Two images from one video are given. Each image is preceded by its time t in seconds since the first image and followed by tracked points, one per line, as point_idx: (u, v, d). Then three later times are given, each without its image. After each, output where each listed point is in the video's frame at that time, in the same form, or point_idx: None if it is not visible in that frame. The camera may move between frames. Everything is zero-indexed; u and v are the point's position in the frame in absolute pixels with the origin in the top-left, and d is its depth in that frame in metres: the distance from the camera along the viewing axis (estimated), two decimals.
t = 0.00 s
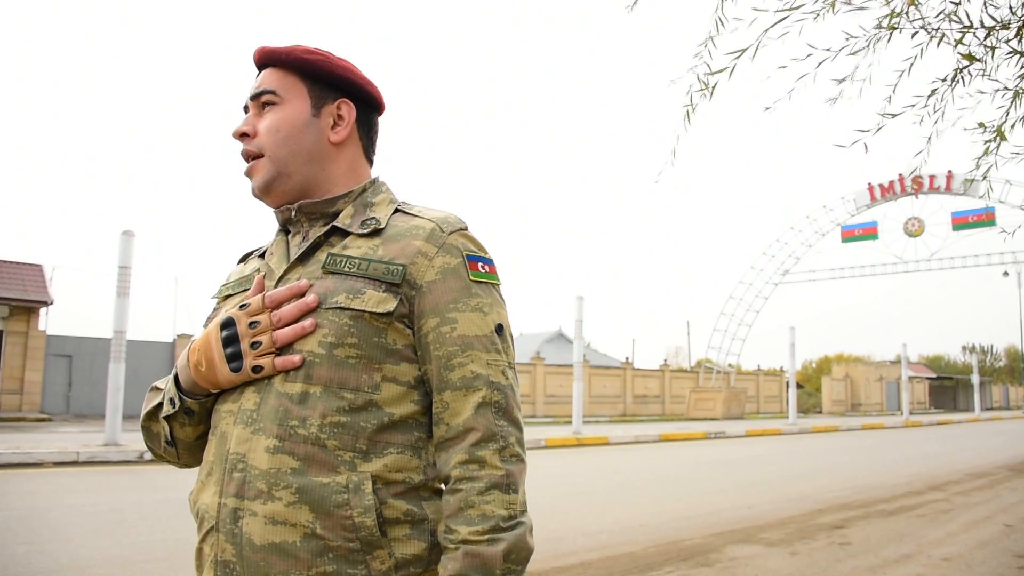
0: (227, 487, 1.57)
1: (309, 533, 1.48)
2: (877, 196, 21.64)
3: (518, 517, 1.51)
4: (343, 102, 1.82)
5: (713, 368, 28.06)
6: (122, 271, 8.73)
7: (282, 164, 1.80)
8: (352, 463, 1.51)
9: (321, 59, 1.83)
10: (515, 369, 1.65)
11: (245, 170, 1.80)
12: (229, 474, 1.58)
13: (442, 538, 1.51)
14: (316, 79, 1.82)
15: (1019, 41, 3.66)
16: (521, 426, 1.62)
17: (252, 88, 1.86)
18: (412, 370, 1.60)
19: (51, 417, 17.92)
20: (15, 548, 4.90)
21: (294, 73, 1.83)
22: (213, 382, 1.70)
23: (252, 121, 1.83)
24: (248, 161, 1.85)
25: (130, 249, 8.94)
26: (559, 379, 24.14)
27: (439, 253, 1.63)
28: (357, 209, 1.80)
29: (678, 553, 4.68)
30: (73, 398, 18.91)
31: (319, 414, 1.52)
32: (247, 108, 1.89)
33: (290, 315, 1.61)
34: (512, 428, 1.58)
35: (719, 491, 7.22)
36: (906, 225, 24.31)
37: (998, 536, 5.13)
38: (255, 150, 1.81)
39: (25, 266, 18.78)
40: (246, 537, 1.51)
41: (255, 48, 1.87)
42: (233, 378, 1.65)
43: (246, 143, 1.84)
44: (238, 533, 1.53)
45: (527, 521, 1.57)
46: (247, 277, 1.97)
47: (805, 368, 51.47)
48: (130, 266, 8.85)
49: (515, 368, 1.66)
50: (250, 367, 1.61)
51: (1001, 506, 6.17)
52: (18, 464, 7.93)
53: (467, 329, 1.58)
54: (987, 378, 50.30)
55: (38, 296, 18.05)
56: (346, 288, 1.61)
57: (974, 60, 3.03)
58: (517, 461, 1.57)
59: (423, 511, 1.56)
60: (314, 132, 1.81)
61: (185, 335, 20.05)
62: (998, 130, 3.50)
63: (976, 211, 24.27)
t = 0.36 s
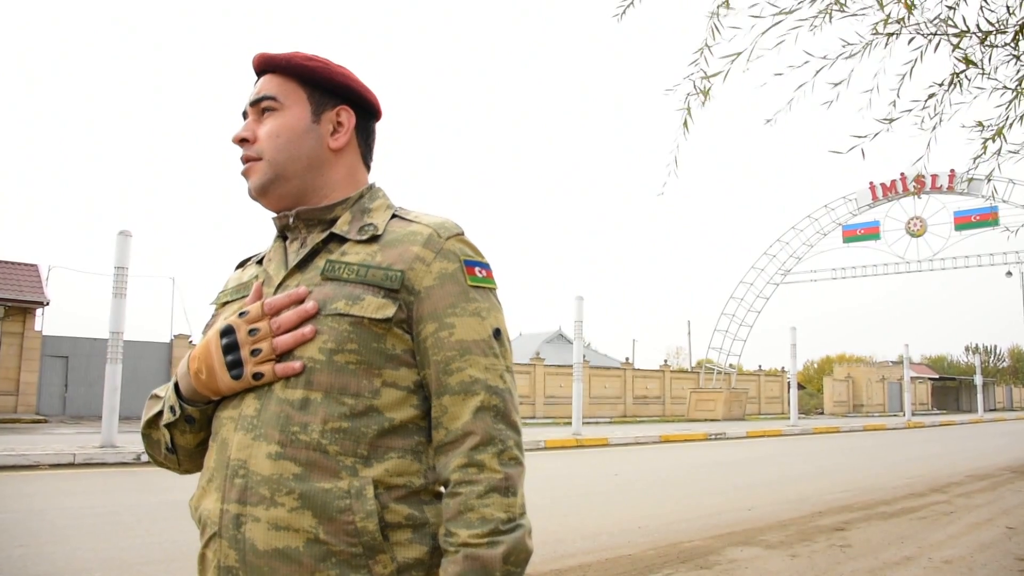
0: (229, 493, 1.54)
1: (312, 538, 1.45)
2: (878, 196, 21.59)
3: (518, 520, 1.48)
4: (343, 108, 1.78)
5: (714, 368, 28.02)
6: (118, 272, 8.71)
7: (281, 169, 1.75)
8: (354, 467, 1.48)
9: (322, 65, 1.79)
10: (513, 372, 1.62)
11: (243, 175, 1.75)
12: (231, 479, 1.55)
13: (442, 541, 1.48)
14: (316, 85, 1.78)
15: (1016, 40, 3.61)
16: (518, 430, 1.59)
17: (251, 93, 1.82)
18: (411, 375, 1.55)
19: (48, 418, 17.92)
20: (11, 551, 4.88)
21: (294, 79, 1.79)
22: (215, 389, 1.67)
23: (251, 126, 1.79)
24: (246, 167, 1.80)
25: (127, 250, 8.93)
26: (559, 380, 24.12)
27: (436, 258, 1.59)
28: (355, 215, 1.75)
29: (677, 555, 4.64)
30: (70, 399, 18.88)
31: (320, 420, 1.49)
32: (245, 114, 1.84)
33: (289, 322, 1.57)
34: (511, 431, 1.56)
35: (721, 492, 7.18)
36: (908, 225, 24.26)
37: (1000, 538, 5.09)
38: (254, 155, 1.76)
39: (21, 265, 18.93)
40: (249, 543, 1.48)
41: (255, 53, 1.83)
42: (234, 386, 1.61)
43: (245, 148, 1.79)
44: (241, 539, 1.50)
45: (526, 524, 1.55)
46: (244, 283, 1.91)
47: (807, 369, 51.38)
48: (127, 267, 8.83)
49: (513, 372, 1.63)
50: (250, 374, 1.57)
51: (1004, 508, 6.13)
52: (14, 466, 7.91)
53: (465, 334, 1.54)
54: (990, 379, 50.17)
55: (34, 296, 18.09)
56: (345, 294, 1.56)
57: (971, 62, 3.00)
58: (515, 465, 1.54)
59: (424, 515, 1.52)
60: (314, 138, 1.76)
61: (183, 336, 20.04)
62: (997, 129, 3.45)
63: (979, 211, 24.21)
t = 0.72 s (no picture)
0: (227, 495, 1.53)
1: (310, 540, 1.44)
2: (880, 195, 21.53)
3: (518, 522, 1.46)
4: (342, 112, 1.76)
5: (714, 369, 27.98)
6: (116, 272, 8.69)
7: (281, 174, 1.73)
8: (352, 470, 1.45)
9: (320, 69, 1.77)
10: (513, 374, 1.59)
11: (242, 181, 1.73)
12: (229, 482, 1.53)
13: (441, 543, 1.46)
14: (315, 90, 1.76)
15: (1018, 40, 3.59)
16: (518, 432, 1.56)
17: (249, 99, 1.79)
18: (410, 379, 1.52)
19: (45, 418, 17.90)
20: (7, 553, 4.86)
21: (292, 84, 1.76)
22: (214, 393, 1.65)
23: (250, 132, 1.76)
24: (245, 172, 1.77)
25: (124, 250, 8.91)
26: (559, 380, 24.08)
27: (436, 262, 1.56)
28: (354, 219, 1.72)
29: (677, 557, 4.62)
30: (67, 399, 18.85)
31: (319, 423, 1.46)
32: (242, 119, 1.81)
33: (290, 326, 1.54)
34: (511, 434, 1.53)
35: (722, 494, 7.15)
36: (910, 225, 24.21)
37: (1002, 540, 5.06)
38: (253, 160, 1.73)
39: (17, 264, 18.96)
40: (246, 545, 1.47)
41: (253, 58, 1.81)
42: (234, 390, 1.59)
43: (244, 153, 1.76)
44: (239, 541, 1.48)
45: (526, 526, 1.53)
46: (242, 285, 1.88)
47: (808, 369, 51.29)
48: (124, 267, 8.82)
49: (513, 375, 1.59)
50: (251, 379, 1.55)
51: (1006, 510, 6.10)
52: (12, 467, 7.89)
53: (465, 337, 1.52)
54: (991, 379, 50.05)
55: (31, 296, 18.07)
56: (345, 299, 1.54)
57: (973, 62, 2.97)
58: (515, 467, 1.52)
59: (423, 517, 1.50)
60: (313, 142, 1.74)
61: (181, 337, 20.02)
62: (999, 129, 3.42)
63: (982, 210, 24.14)
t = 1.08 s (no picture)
0: (223, 489, 1.53)
1: (305, 534, 1.44)
2: (879, 195, 21.53)
3: (514, 515, 1.46)
4: (339, 115, 1.75)
5: (714, 369, 27.99)
6: (117, 272, 8.69)
7: (279, 177, 1.72)
8: (347, 464, 1.45)
9: (317, 72, 1.76)
10: (509, 369, 1.58)
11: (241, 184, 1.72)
12: (224, 476, 1.54)
13: (437, 536, 1.46)
14: (312, 93, 1.75)
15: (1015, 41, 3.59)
16: (515, 425, 1.55)
17: (246, 102, 1.79)
18: (406, 374, 1.52)
19: (46, 418, 17.90)
20: (9, 551, 4.86)
21: (289, 87, 1.75)
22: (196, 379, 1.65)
23: (248, 135, 1.76)
24: (243, 176, 1.77)
25: (125, 250, 8.92)
26: (559, 380, 24.09)
27: (432, 258, 1.55)
28: (351, 216, 1.72)
29: (676, 556, 4.63)
30: (69, 399, 18.85)
31: (315, 417, 1.47)
32: (241, 123, 1.81)
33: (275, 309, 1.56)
34: (507, 427, 1.52)
35: (721, 493, 7.15)
36: (909, 225, 24.22)
37: (1001, 539, 5.07)
38: (251, 163, 1.73)
39: (19, 264, 18.96)
40: (242, 539, 1.48)
41: (251, 61, 1.80)
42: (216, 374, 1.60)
43: (242, 157, 1.76)
44: (234, 535, 1.49)
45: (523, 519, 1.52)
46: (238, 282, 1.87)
47: (807, 369, 51.34)
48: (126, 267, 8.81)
49: (509, 369, 1.59)
50: (233, 362, 1.56)
51: (1005, 509, 6.11)
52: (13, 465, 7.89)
53: (461, 331, 1.51)
54: (990, 379, 50.07)
55: (33, 296, 18.08)
56: (341, 294, 1.54)
57: (971, 61, 2.97)
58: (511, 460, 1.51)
59: (418, 512, 1.50)
60: (310, 146, 1.73)
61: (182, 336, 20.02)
62: (997, 129, 3.41)
63: (980, 210, 24.16)
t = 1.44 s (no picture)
0: (218, 485, 1.54)
1: (299, 529, 1.44)
2: (879, 195, 21.55)
3: (505, 510, 1.45)
4: (330, 111, 1.75)
5: (714, 368, 28.01)
6: (119, 271, 8.70)
7: (271, 174, 1.73)
8: (342, 460, 1.46)
9: (307, 69, 1.76)
10: (503, 365, 1.57)
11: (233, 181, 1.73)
12: (220, 472, 1.54)
13: (430, 531, 1.46)
14: (303, 90, 1.75)
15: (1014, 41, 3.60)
16: (509, 422, 1.55)
17: (239, 101, 1.80)
18: (401, 370, 1.52)
19: (47, 417, 17.91)
20: (13, 549, 4.87)
21: (280, 84, 1.75)
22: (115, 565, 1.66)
23: (241, 133, 1.77)
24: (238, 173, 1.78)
25: (127, 249, 8.93)
26: (559, 379, 24.11)
27: (425, 254, 1.55)
28: (346, 213, 1.72)
29: (676, 554, 4.64)
30: (71, 397, 18.86)
31: (309, 413, 1.47)
32: (234, 121, 1.82)
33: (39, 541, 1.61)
34: (500, 423, 1.52)
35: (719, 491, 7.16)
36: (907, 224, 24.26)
37: (1000, 538, 5.08)
38: (243, 162, 1.74)
39: (21, 263, 18.98)
40: (237, 534, 1.48)
41: (243, 60, 1.80)
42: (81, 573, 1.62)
43: (235, 155, 1.77)
44: (230, 530, 1.50)
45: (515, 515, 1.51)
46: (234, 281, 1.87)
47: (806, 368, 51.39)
48: (128, 266, 8.83)
49: (503, 365, 1.58)
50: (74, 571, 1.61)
51: (1004, 507, 6.11)
52: (15, 464, 7.90)
53: (454, 327, 1.51)
54: (989, 378, 50.12)
55: (35, 295, 18.09)
56: (335, 290, 1.55)
57: (971, 59, 2.97)
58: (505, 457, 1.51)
59: (411, 507, 1.50)
60: (302, 142, 1.73)
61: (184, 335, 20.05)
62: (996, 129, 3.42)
63: (979, 210, 24.20)
